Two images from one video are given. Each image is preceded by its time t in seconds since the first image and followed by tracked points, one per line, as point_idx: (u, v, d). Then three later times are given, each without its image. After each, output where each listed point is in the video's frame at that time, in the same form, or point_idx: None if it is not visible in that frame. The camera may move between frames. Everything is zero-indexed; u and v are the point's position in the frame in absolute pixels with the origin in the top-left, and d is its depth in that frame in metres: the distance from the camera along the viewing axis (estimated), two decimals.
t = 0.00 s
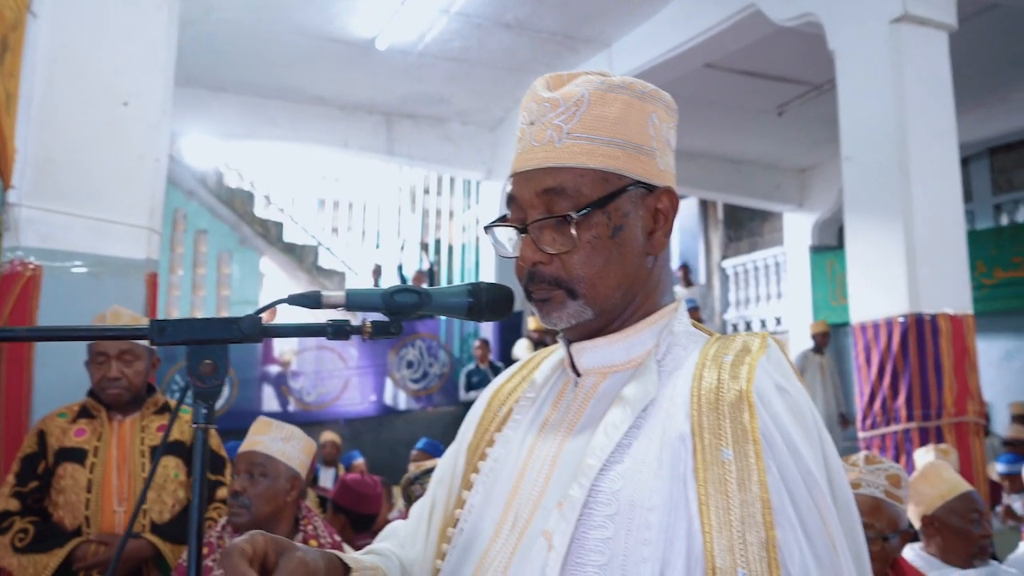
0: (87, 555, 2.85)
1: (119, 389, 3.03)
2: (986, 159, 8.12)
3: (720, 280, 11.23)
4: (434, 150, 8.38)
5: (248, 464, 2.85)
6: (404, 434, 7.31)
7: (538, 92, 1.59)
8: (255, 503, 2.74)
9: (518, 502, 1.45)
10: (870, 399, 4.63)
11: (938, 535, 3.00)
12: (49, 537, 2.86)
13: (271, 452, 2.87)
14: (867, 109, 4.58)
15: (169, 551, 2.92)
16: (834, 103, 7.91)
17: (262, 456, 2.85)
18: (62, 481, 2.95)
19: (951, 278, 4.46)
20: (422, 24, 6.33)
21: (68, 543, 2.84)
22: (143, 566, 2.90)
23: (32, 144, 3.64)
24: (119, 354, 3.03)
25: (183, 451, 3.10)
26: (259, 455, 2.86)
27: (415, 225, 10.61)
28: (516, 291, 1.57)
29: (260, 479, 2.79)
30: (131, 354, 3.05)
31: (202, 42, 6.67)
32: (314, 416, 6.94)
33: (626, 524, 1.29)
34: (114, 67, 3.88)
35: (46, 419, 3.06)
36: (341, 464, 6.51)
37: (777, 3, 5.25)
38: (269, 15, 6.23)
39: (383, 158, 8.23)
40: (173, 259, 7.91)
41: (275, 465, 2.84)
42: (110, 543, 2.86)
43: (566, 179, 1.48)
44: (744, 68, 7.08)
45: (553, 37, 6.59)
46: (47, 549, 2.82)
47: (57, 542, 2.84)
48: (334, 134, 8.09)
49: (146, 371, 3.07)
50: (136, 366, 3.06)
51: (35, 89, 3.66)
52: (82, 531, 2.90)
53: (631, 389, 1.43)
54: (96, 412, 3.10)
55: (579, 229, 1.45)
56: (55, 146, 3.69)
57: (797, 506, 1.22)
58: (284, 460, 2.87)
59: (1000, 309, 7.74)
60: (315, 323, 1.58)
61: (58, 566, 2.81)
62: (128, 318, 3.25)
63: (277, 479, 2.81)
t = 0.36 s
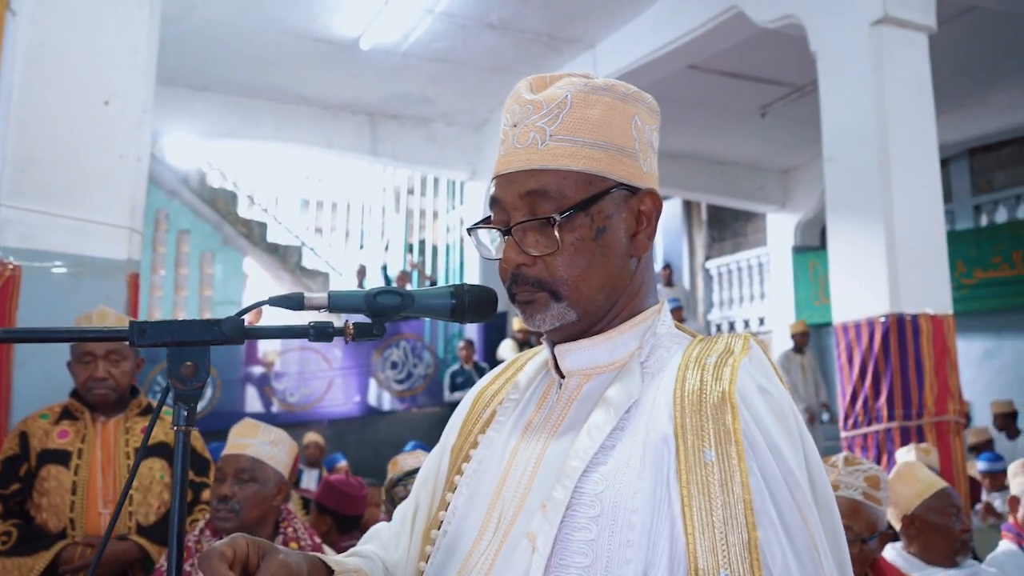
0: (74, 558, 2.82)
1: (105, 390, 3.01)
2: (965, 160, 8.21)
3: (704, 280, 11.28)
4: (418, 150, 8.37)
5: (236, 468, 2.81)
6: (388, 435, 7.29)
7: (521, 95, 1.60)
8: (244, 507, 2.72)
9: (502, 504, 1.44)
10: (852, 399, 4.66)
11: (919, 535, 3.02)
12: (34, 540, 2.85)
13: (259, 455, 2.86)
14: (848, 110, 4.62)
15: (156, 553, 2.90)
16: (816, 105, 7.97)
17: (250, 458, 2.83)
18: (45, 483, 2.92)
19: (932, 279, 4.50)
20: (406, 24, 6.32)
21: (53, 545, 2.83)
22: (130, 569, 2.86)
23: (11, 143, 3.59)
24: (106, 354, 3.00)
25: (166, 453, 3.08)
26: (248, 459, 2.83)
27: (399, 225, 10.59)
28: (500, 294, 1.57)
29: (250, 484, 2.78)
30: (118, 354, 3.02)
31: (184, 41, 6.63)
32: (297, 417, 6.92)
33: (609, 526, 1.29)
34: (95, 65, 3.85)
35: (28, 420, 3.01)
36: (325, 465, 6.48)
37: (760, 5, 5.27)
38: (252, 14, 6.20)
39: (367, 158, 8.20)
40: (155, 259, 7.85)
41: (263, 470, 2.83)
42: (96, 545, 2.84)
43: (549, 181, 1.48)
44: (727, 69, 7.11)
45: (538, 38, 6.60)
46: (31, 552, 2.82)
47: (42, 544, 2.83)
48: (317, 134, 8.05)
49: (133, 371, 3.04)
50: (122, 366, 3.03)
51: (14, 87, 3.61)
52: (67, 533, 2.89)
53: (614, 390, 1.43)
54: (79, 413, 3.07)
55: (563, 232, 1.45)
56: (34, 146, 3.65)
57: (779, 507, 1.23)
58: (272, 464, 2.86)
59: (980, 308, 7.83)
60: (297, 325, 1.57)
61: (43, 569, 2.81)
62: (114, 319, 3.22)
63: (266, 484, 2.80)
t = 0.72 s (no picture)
0: (97, 563, 2.83)
1: (127, 398, 3.04)
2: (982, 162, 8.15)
3: (719, 285, 11.24)
4: (432, 157, 8.39)
5: (257, 482, 2.80)
6: (403, 442, 7.30)
7: (548, 95, 1.61)
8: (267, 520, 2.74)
9: (521, 508, 1.45)
10: (870, 405, 4.65)
11: (938, 542, 2.98)
12: (56, 547, 2.83)
13: (277, 467, 2.86)
14: (864, 114, 4.60)
15: (178, 559, 2.91)
16: (831, 109, 7.93)
17: (267, 471, 2.83)
18: (67, 490, 2.95)
19: (950, 283, 4.47)
20: (418, 33, 6.35)
21: (76, 551, 2.82)
22: None
23: (31, 156, 3.62)
24: (129, 362, 3.04)
25: (187, 461, 3.10)
26: (268, 471, 2.83)
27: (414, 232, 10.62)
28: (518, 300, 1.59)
29: (273, 497, 2.80)
30: (141, 362, 3.07)
31: (199, 52, 6.68)
32: (314, 425, 6.94)
33: (629, 531, 1.29)
34: (112, 77, 3.89)
35: (50, 429, 3.04)
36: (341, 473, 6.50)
37: (773, 9, 5.26)
38: (267, 25, 6.25)
39: (381, 166, 8.24)
40: (172, 268, 7.92)
41: (283, 481, 2.86)
42: (119, 551, 2.85)
43: (563, 178, 1.49)
44: (740, 74, 7.10)
45: (550, 45, 6.61)
46: (53, 558, 2.79)
47: (65, 551, 2.81)
48: (331, 143, 8.09)
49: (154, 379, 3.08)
50: (145, 374, 3.07)
51: (34, 100, 3.64)
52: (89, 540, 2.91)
53: (633, 395, 1.43)
54: (101, 422, 3.11)
55: (570, 231, 1.46)
56: (52, 158, 3.68)
57: (800, 512, 1.22)
58: (290, 474, 2.89)
59: (999, 312, 7.75)
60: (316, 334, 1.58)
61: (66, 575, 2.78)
62: (136, 329, 3.25)
63: (288, 497, 2.84)
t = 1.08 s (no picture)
0: (120, 549, 2.85)
1: (151, 383, 3.09)
2: (1009, 158, 8.03)
3: (739, 281, 11.17)
4: (452, 150, 8.40)
5: (279, 475, 2.83)
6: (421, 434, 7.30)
7: (589, 85, 1.62)
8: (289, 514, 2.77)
9: (549, 493, 1.44)
10: (892, 402, 4.59)
11: (959, 540, 2.94)
12: (80, 533, 2.86)
13: (299, 460, 2.88)
14: (890, 108, 4.54)
15: (201, 546, 2.93)
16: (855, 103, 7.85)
17: (285, 465, 2.84)
18: (91, 478, 2.98)
19: (976, 280, 4.41)
20: (440, 25, 6.35)
21: (100, 537, 2.85)
22: (174, 561, 2.91)
23: (57, 146, 3.67)
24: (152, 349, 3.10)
25: (209, 449, 3.12)
26: (290, 465, 2.85)
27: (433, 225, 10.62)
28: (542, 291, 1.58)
29: (295, 491, 2.83)
30: (163, 349, 3.12)
31: (222, 44, 6.72)
32: (334, 416, 6.98)
33: (662, 518, 1.29)
34: (136, 69, 3.91)
35: (74, 417, 3.08)
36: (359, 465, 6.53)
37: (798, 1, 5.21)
38: (289, 16, 6.27)
39: (401, 159, 8.25)
40: (194, 259, 7.98)
41: (306, 474, 2.88)
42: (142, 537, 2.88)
43: (591, 165, 1.50)
44: (763, 68, 7.04)
45: (572, 38, 6.59)
46: (79, 544, 2.83)
47: (89, 537, 2.85)
48: (353, 135, 8.11)
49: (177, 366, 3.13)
50: (167, 361, 3.12)
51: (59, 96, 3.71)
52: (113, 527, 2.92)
53: (668, 383, 1.42)
54: (124, 411, 3.14)
55: (595, 216, 1.47)
56: (79, 149, 3.73)
57: (839, 508, 1.21)
58: (310, 467, 2.90)
59: None
60: (340, 323, 1.58)
61: (91, 560, 2.82)
62: (158, 316, 3.27)
63: (308, 490, 2.86)
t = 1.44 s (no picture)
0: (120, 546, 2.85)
1: (151, 377, 3.10)
2: (1006, 151, 8.04)
3: (736, 274, 11.19)
4: (448, 145, 8.39)
5: (281, 472, 2.83)
6: (420, 429, 7.30)
7: (590, 80, 1.62)
8: (291, 510, 2.79)
9: (554, 489, 1.44)
10: (890, 395, 4.60)
11: (956, 532, 2.96)
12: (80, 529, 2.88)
13: (300, 456, 2.89)
14: (888, 101, 4.54)
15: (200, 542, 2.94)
16: (852, 96, 7.85)
17: (285, 461, 2.84)
18: (90, 473, 2.98)
19: (973, 273, 4.42)
20: (437, 20, 6.34)
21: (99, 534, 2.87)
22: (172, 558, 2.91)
23: (53, 142, 3.66)
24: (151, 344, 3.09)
25: (207, 445, 3.12)
26: (290, 462, 2.85)
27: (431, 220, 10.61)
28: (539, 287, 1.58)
29: (296, 487, 2.83)
30: (163, 344, 3.11)
31: (218, 39, 6.70)
32: (332, 412, 6.99)
33: (667, 512, 1.29)
34: (132, 64, 3.90)
35: (72, 412, 3.06)
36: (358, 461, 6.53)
37: None
38: (286, 12, 6.26)
39: (398, 153, 8.24)
40: (191, 255, 7.97)
41: (307, 470, 2.88)
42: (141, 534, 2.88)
43: (591, 158, 1.50)
44: (761, 62, 7.04)
45: (569, 32, 6.58)
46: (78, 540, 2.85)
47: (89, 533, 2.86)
48: (350, 131, 8.10)
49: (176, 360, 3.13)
50: (167, 355, 3.12)
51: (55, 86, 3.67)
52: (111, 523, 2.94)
53: (671, 378, 1.42)
54: (123, 406, 3.14)
55: (594, 209, 1.46)
56: (75, 144, 3.72)
57: (843, 501, 1.21)
58: (310, 463, 2.91)
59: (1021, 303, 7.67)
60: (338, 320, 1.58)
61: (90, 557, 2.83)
62: (156, 312, 3.27)
63: (309, 486, 2.86)
